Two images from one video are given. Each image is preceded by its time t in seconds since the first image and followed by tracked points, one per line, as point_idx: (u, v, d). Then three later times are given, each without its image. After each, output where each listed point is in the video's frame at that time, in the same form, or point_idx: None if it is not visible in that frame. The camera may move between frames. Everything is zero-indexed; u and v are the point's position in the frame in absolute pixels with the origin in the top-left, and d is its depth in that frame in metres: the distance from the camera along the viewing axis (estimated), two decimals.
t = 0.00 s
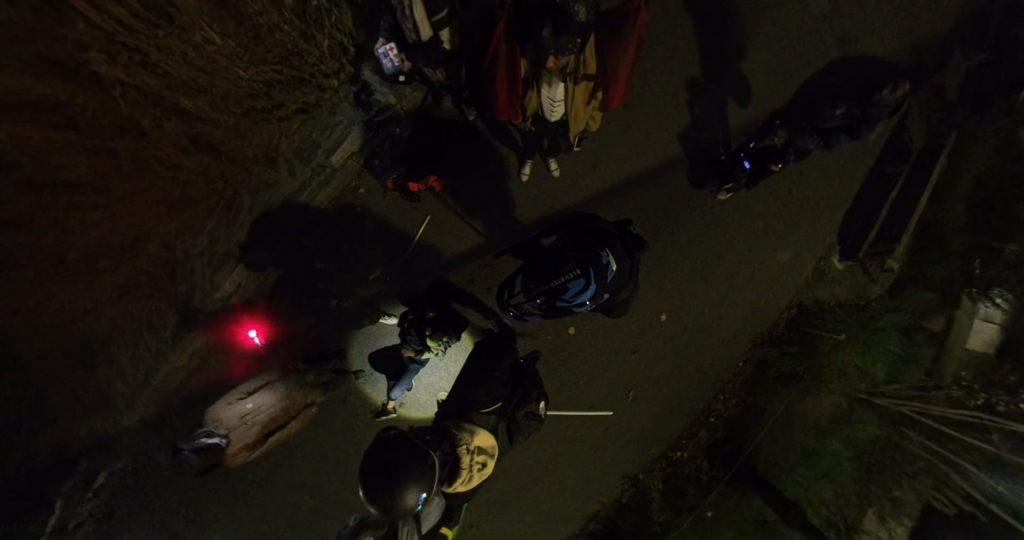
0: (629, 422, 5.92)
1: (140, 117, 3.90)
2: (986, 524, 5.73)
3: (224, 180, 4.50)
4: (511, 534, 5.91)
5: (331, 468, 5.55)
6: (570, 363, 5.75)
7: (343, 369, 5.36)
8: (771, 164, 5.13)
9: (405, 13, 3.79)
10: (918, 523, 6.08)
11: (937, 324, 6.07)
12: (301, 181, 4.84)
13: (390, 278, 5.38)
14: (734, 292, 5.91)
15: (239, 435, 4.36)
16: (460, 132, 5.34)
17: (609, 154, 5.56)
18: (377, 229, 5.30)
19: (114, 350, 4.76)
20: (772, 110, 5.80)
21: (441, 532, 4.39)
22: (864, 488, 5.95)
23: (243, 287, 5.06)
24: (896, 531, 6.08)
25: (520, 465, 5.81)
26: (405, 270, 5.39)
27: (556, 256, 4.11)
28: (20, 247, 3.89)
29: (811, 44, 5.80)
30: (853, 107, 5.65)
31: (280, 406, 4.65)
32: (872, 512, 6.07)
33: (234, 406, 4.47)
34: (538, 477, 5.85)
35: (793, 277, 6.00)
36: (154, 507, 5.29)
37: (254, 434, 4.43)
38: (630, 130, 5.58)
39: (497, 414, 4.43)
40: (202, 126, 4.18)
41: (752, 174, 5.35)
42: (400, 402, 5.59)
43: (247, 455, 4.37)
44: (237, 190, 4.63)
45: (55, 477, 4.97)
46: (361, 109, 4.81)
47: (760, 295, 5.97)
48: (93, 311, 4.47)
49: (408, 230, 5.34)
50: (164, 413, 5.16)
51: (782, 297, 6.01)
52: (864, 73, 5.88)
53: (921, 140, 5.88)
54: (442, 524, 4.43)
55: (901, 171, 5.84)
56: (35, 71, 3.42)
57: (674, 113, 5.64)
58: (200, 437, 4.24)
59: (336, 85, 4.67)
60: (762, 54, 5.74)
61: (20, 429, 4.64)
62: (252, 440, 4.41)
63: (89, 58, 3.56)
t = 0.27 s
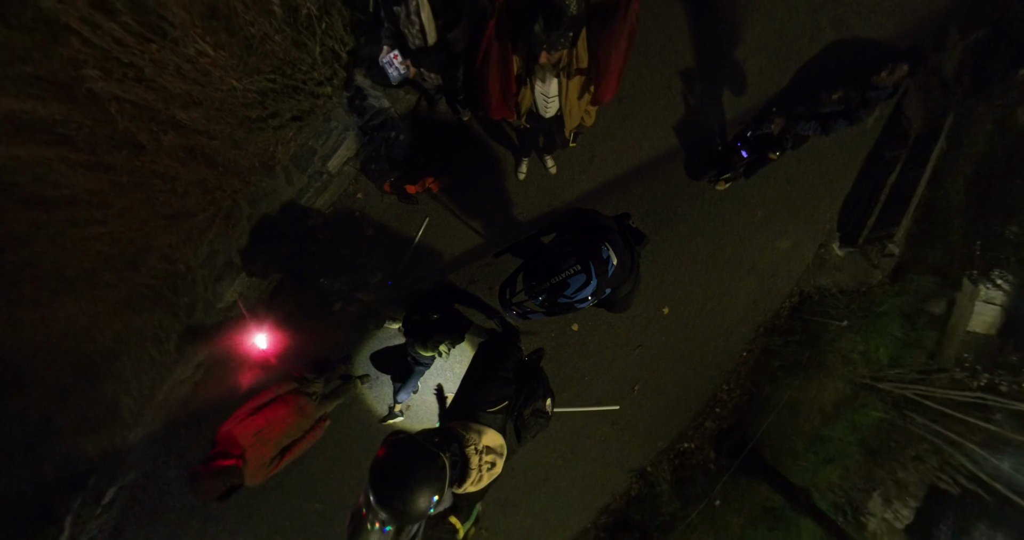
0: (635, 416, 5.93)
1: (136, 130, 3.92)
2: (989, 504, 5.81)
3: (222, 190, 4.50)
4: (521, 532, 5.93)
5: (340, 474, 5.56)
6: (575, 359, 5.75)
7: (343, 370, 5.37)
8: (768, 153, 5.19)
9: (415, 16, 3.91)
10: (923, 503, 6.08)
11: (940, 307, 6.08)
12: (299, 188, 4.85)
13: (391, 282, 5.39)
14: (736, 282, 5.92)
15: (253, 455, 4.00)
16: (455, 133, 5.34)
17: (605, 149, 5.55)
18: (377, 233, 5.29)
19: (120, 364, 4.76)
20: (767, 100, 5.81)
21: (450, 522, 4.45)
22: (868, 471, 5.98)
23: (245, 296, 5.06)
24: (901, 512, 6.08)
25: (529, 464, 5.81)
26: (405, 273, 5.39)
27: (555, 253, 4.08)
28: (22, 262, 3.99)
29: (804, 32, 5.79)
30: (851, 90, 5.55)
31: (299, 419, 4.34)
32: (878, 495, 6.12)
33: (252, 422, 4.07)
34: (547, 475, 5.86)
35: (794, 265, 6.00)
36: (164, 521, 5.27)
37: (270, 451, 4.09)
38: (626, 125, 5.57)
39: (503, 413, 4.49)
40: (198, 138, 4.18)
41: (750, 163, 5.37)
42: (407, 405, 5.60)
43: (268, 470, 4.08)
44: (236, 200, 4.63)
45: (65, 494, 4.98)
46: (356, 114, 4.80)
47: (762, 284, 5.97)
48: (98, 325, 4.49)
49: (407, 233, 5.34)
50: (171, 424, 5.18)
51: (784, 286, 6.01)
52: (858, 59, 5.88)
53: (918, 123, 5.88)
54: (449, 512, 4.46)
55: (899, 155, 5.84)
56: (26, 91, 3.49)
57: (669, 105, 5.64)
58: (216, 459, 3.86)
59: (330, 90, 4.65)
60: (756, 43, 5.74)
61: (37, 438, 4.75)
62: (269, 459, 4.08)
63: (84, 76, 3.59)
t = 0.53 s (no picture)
0: (643, 408, 5.94)
1: (136, 142, 3.95)
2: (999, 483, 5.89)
3: (223, 198, 4.52)
4: (534, 528, 5.96)
5: (352, 478, 5.57)
6: (581, 354, 5.76)
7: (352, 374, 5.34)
8: (768, 139, 5.06)
9: (415, 17, 3.82)
10: (928, 483, 6.26)
11: (943, 289, 6.09)
12: (298, 194, 4.82)
13: (396, 284, 5.39)
14: (739, 272, 5.91)
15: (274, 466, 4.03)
16: (453, 132, 5.33)
17: (603, 144, 5.55)
18: (379, 235, 5.29)
19: (130, 373, 4.80)
20: (763, 88, 5.79)
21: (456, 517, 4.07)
22: (873, 453, 6.09)
23: (250, 303, 5.03)
24: (906, 492, 6.25)
25: (539, 460, 5.83)
26: (409, 275, 5.40)
27: (564, 247, 4.11)
28: (26, 277, 4.02)
29: (799, 19, 5.78)
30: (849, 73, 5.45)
31: (317, 428, 4.37)
32: (884, 475, 6.20)
33: (262, 435, 4.12)
34: (557, 471, 5.88)
35: (796, 253, 5.99)
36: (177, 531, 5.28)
37: (290, 462, 4.10)
38: (624, 118, 5.56)
39: (517, 409, 4.30)
40: (198, 148, 4.20)
41: (750, 150, 5.24)
42: (415, 405, 5.61)
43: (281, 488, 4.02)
44: (237, 208, 4.64)
45: (78, 507, 5.00)
46: (352, 117, 4.69)
47: (764, 273, 5.97)
48: (104, 338, 4.53)
49: (410, 235, 5.34)
50: (181, 432, 5.19)
51: (787, 273, 6.01)
52: (855, 44, 5.86)
53: (916, 106, 5.87)
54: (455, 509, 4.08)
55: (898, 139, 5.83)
56: (26, 107, 3.54)
57: (667, 97, 5.62)
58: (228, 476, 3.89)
59: (327, 95, 4.61)
60: (751, 32, 5.72)
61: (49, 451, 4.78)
62: (288, 471, 4.08)
63: (83, 89, 3.64)
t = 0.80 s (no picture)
0: (647, 402, 5.95)
1: (132, 156, 3.92)
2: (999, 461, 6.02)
3: (222, 209, 4.52)
4: (544, 525, 5.99)
5: (361, 482, 5.58)
6: (584, 350, 5.77)
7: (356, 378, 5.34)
8: (764, 127, 5.00)
9: (404, 20, 3.83)
10: (932, 464, 6.34)
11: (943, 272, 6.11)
12: (297, 201, 4.86)
13: (397, 287, 5.40)
14: (739, 262, 5.92)
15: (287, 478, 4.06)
16: (448, 134, 5.31)
17: (598, 139, 5.55)
18: (378, 239, 5.30)
19: (134, 386, 4.79)
20: (757, 77, 5.79)
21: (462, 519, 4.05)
22: (877, 437, 6.15)
23: (251, 311, 5.08)
24: (911, 474, 6.35)
25: (546, 456, 5.87)
26: (409, 277, 5.40)
27: (561, 243, 4.11)
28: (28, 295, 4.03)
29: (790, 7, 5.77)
30: (845, 55, 5.37)
31: (324, 435, 4.37)
32: (887, 458, 6.26)
33: (280, 446, 4.13)
34: (565, 467, 5.91)
35: (795, 241, 6.00)
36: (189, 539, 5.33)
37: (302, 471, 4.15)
38: (619, 114, 5.57)
39: (523, 406, 4.32)
40: (195, 160, 4.19)
41: (747, 139, 5.18)
42: (422, 407, 5.63)
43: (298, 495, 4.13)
44: (235, 217, 4.66)
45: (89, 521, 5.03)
46: (347, 123, 4.78)
47: (764, 262, 5.97)
48: (107, 354, 4.51)
49: (409, 237, 5.35)
50: (188, 441, 5.20)
51: (786, 262, 6.01)
52: (847, 29, 5.85)
53: (911, 89, 5.86)
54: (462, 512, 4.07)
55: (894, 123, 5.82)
56: (22, 127, 3.49)
57: (661, 90, 5.62)
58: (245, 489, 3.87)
59: (320, 101, 4.64)
60: (743, 21, 5.72)
61: (52, 467, 4.74)
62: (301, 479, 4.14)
63: (79, 106, 3.62)
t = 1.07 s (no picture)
0: (653, 395, 5.96)
1: (132, 172, 3.95)
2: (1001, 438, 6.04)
3: (222, 220, 4.54)
4: (554, 523, 5.99)
5: (370, 487, 5.59)
6: (588, 347, 5.77)
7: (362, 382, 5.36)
8: (760, 116, 5.09)
9: (386, 28, 3.87)
10: (935, 446, 6.33)
11: (943, 256, 6.11)
12: (295, 210, 4.89)
13: (399, 290, 5.41)
14: (739, 253, 5.92)
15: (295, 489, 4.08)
16: (442, 137, 5.33)
17: (594, 135, 5.56)
18: (379, 244, 5.31)
19: (140, 398, 4.79)
20: (751, 68, 5.80)
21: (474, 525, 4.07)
22: (883, 422, 6.17)
23: (255, 320, 5.12)
24: (916, 457, 6.34)
25: (553, 454, 5.88)
26: (411, 281, 5.41)
27: (561, 240, 4.12)
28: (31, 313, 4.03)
29: None
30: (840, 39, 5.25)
31: (332, 445, 4.33)
32: (892, 442, 6.28)
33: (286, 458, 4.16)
34: (573, 464, 5.92)
35: (795, 229, 6.00)
36: None
37: (310, 482, 4.16)
38: (615, 109, 5.58)
39: (531, 405, 4.29)
40: (194, 172, 4.21)
41: (742, 129, 5.27)
42: (429, 410, 5.63)
43: (306, 506, 4.13)
44: (236, 228, 4.67)
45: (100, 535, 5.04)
46: (341, 129, 4.82)
47: (764, 252, 5.98)
48: (111, 369, 4.51)
49: (409, 241, 5.35)
50: (196, 451, 5.22)
51: (787, 251, 6.02)
52: (839, 17, 5.86)
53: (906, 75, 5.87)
54: (475, 517, 4.09)
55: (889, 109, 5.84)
56: (21, 147, 3.49)
57: (655, 84, 5.63)
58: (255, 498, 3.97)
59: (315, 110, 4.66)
60: (735, 13, 5.73)
61: (60, 482, 4.73)
62: (310, 490, 4.16)
63: (76, 126, 3.62)
